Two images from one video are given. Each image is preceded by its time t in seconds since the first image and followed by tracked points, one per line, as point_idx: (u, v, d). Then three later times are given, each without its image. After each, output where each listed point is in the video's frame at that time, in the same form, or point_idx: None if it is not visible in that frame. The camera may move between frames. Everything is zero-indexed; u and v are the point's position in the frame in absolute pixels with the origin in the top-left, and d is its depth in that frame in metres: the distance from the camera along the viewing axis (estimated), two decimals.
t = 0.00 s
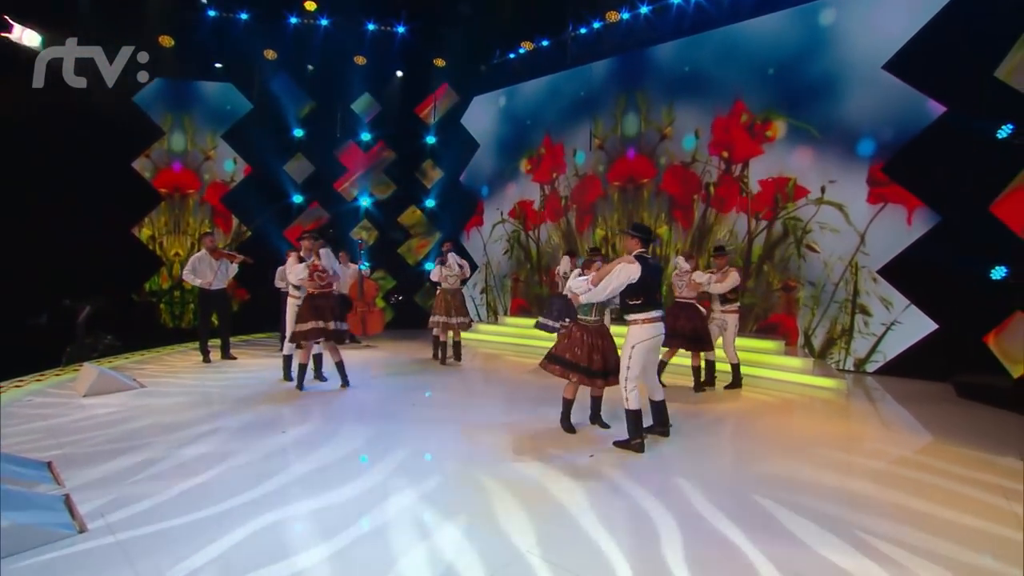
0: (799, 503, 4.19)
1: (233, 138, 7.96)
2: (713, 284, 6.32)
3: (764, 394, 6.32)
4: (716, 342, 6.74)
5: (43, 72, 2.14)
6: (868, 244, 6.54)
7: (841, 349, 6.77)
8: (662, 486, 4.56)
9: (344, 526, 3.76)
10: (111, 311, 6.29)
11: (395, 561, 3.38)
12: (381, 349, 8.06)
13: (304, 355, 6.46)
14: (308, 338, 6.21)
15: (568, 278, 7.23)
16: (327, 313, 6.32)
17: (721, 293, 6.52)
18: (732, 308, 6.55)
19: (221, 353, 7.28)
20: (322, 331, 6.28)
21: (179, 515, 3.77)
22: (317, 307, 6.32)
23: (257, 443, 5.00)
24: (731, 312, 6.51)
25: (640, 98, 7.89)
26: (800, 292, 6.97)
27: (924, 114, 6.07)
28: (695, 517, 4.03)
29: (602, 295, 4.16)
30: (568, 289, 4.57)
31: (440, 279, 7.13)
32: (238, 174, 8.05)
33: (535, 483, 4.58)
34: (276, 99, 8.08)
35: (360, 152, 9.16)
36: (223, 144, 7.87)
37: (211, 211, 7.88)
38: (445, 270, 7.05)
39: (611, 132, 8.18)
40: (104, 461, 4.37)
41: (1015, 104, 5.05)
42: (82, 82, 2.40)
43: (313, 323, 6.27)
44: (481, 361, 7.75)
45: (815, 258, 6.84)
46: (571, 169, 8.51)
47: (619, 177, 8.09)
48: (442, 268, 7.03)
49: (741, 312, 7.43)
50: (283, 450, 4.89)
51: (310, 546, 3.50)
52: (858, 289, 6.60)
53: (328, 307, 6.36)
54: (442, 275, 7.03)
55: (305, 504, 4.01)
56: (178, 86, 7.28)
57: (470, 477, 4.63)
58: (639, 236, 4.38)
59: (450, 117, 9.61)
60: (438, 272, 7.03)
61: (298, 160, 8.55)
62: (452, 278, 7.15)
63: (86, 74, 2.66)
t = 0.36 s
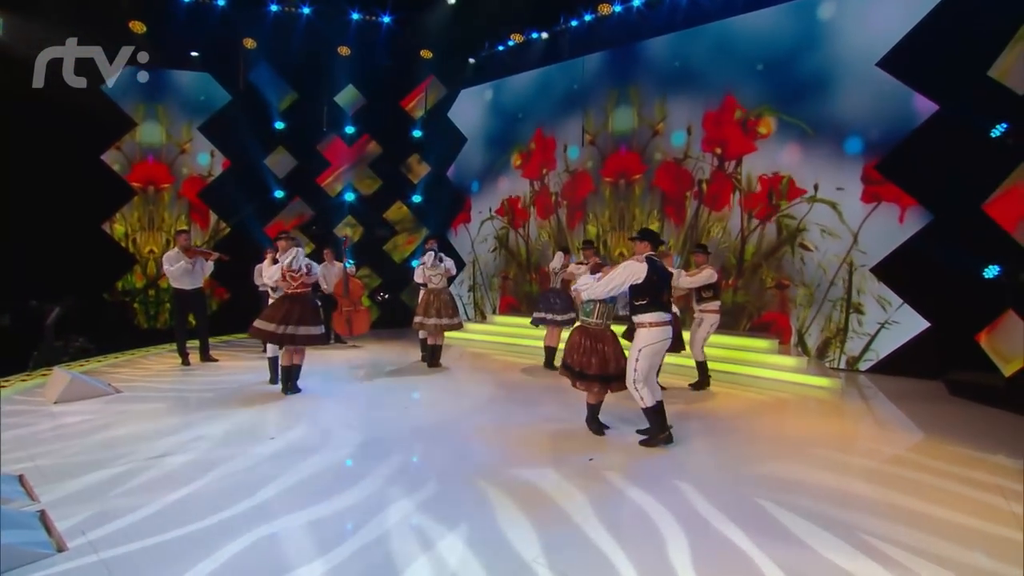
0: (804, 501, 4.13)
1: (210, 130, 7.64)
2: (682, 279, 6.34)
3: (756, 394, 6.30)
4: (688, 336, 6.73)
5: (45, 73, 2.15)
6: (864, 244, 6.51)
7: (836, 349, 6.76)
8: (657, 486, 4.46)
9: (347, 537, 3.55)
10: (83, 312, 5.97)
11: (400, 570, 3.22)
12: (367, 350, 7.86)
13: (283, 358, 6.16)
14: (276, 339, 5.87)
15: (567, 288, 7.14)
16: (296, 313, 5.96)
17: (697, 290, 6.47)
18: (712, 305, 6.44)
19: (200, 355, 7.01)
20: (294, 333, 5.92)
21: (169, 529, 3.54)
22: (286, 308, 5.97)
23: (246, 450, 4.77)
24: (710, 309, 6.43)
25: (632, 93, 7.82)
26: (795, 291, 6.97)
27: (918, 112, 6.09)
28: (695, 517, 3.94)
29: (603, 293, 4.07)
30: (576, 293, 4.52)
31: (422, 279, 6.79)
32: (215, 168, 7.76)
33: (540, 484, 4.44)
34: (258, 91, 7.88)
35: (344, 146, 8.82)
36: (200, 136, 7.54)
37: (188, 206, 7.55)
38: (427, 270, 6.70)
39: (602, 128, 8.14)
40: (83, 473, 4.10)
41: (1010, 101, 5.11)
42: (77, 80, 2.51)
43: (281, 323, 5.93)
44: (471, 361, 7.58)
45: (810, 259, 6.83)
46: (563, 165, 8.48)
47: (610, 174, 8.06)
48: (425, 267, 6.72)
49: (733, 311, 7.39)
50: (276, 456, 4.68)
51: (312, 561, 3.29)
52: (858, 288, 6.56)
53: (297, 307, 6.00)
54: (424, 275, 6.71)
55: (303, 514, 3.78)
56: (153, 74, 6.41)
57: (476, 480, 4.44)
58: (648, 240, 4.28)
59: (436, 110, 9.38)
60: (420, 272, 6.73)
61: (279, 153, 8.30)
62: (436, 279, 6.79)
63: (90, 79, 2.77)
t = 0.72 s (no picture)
0: (814, 499, 4.02)
1: (187, 123, 7.35)
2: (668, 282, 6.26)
3: (751, 394, 6.20)
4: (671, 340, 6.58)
5: (41, 68, 3.35)
6: (862, 244, 6.44)
7: (831, 348, 6.72)
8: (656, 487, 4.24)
9: (348, 548, 3.32)
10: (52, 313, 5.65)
11: None
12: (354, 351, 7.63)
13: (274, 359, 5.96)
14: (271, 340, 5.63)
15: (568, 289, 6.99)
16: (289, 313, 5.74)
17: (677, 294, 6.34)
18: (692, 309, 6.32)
19: (181, 358, 6.72)
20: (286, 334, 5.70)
21: (156, 547, 3.26)
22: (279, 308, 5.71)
23: (232, 458, 4.47)
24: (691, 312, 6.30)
25: (626, 88, 7.74)
26: (790, 290, 6.90)
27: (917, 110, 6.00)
28: (694, 517, 3.77)
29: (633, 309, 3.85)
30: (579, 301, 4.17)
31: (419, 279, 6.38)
32: (193, 163, 7.45)
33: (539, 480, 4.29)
34: (241, 85, 7.64)
35: (329, 141, 8.60)
36: (177, 130, 7.26)
37: (164, 203, 7.24)
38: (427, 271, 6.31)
39: (595, 125, 8.05)
40: (52, 490, 3.77)
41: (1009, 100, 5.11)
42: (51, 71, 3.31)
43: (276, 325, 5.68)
44: (460, 363, 7.38)
45: (805, 257, 6.77)
46: (554, 163, 8.38)
47: (604, 172, 7.98)
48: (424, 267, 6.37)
49: (728, 310, 7.31)
50: (267, 463, 4.39)
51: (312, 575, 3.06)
52: (848, 288, 6.54)
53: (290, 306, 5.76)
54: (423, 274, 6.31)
55: (301, 525, 3.54)
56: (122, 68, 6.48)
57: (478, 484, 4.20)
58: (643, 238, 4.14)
59: (424, 105, 9.27)
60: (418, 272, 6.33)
61: (262, 147, 8.00)
62: (435, 279, 6.49)
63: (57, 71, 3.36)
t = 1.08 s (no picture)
0: (830, 503, 3.86)
1: (162, 117, 7.06)
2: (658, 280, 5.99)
3: (749, 397, 6.05)
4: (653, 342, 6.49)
5: None
6: (854, 243, 6.39)
7: (826, 349, 6.64)
8: (658, 494, 3.93)
9: (345, 561, 3.04)
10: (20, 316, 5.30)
11: None
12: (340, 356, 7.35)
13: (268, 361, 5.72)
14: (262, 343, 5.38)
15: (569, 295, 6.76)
16: (279, 314, 5.45)
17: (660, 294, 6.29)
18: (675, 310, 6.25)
19: (158, 364, 6.40)
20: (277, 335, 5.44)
21: (136, 569, 2.96)
22: (268, 310, 5.44)
23: (216, 470, 4.15)
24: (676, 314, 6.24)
25: (620, 85, 7.68)
26: (786, 292, 6.81)
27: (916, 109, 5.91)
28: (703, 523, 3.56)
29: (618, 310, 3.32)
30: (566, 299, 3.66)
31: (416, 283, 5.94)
32: (169, 159, 7.14)
33: (538, 481, 4.03)
34: (221, 79, 7.35)
35: (313, 137, 8.35)
36: (152, 124, 6.95)
37: (139, 199, 6.92)
38: (421, 275, 5.84)
39: (588, 122, 7.99)
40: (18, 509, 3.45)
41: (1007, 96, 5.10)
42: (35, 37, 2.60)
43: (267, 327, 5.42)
44: (449, 367, 7.13)
45: (801, 257, 6.68)
46: (546, 161, 8.32)
47: (597, 170, 7.92)
48: (419, 271, 5.89)
49: (723, 311, 7.22)
50: (255, 476, 4.08)
51: None
52: (845, 289, 6.45)
53: (279, 307, 5.47)
54: (418, 278, 5.85)
55: (293, 539, 3.25)
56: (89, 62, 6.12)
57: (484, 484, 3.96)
58: (645, 238, 3.63)
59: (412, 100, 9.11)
60: (413, 276, 5.88)
61: (242, 143, 7.71)
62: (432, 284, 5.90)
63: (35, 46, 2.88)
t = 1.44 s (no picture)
0: (848, 509, 3.70)
1: (138, 108, 6.58)
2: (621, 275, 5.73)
3: (750, 399, 5.89)
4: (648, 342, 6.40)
5: None
6: (854, 243, 6.27)
7: (825, 351, 6.53)
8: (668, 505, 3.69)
9: None
10: None
11: None
12: (326, 359, 7.09)
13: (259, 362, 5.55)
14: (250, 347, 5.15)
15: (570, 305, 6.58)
16: (269, 318, 5.21)
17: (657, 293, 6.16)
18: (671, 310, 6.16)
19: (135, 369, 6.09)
20: (268, 339, 5.22)
21: None
22: (257, 313, 5.18)
23: (199, 483, 3.80)
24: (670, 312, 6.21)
25: (616, 81, 7.56)
26: (784, 292, 6.70)
27: (917, 107, 5.85)
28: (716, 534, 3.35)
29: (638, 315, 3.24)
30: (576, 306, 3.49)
31: (420, 281, 5.55)
32: (146, 154, 6.77)
33: (542, 492, 3.79)
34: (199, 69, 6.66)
35: (298, 132, 7.99)
36: (128, 117, 6.67)
37: (111, 195, 6.90)
38: (429, 273, 5.48)
39: (582, 119, 7.88)
40: None
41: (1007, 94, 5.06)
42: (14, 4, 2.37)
43: (258, 330, 5.17)
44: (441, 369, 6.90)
45: (800, 257, 6.56)
46: (539, 159, 8.22)
47: (590, 168, 7.80)
48: (426, 268, 5.52)
49: (721, 313, 7.08)
50: (243, 489, 3.75)
51: None
52: (842, 290, 6.34)
53: (269, 311, 5.22)
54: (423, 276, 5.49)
55: (289, 556, 2.99)
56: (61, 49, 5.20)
57: (488, 495, 3.71)
58: (654, 234, 3.40)
59: (401, 93, 8.95)
60: (420, 274, 5.49)
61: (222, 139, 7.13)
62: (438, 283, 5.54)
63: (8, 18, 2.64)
